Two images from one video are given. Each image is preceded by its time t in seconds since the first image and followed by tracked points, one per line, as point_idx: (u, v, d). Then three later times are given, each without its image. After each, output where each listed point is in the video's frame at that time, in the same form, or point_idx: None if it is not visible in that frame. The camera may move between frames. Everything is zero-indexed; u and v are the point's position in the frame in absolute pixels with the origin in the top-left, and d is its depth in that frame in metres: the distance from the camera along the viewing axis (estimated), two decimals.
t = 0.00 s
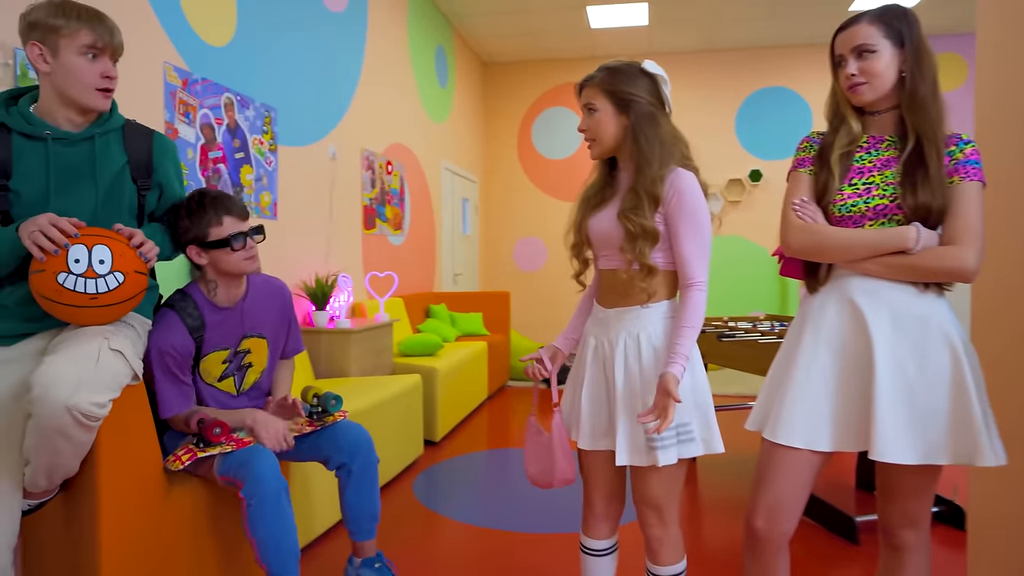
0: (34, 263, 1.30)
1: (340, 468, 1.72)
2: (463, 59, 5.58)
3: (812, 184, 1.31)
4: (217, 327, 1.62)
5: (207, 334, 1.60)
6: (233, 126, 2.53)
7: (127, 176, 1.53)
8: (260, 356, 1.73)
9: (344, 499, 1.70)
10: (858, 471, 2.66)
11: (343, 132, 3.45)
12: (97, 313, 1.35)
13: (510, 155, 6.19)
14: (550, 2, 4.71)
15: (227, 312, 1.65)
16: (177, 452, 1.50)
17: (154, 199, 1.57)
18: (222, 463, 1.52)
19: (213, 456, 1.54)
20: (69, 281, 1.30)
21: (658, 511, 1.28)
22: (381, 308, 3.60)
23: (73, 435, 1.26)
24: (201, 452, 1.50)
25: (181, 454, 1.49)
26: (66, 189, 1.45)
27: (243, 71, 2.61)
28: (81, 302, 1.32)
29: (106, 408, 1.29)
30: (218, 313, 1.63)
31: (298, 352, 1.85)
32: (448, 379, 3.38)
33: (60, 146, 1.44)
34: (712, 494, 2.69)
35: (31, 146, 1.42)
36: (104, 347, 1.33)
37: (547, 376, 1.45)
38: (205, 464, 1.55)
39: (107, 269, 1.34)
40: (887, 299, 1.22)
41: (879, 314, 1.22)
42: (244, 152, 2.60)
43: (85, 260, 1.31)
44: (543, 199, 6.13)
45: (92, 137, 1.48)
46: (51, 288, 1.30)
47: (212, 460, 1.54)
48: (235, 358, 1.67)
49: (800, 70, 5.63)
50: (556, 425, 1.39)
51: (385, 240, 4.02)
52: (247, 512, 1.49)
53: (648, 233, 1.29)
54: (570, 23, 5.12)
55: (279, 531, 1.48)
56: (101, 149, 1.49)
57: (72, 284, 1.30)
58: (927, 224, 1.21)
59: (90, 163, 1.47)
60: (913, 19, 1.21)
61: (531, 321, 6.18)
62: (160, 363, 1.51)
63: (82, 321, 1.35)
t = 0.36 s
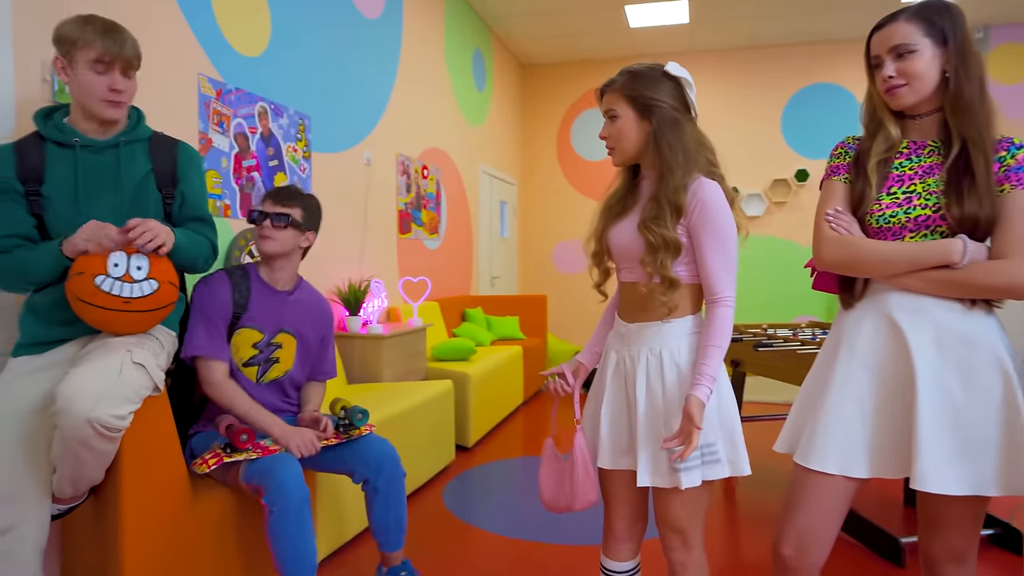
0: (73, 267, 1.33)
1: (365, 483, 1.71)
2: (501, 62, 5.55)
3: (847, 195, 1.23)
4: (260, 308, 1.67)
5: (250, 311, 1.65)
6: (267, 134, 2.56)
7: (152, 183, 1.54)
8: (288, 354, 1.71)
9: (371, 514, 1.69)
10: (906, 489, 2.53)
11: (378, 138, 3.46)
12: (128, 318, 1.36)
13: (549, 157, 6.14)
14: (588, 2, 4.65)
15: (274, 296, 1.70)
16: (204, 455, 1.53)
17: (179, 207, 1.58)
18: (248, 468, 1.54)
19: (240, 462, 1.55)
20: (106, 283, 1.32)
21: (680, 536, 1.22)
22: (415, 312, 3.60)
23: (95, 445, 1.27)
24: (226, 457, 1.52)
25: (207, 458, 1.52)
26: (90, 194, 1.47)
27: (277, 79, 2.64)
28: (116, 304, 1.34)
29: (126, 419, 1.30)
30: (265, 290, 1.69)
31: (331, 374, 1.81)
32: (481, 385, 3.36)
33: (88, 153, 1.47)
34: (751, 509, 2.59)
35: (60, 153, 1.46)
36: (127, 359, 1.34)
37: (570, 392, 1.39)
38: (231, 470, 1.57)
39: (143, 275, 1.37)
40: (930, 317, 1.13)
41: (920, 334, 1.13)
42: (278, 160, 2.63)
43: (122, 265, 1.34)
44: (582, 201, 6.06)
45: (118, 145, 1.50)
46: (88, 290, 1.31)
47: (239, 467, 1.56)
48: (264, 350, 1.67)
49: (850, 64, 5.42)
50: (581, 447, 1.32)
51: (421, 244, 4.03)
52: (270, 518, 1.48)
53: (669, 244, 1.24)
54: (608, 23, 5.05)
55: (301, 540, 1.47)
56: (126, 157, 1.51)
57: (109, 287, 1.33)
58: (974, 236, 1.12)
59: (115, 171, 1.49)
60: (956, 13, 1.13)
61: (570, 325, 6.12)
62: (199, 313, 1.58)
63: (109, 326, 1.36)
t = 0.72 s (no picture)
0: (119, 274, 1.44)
1: (390, 479, 1.75)
2: (541, 65, 5.59)
3: (868, 200, 1.21)
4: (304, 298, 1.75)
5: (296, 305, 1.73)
6: (307, 142, 2.65)
7: (202, 205, 1.62)
8: (332, 341, 1.79)
9: (396, 509, 1.73)
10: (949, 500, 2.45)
11: (416, 143, 3.53)
12: (168, 313, 1.44)
13: (588, 159, 6.14)
14: (627, 4, 4.64)
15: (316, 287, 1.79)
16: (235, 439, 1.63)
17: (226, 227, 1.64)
18: (276, 455, 1.60)
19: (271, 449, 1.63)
20: (145, 281, 1.42)
21: (695, 540, 1.23)
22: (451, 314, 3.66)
23: (138, 435, 1.35)
24: (255, 442, 1.61)
25: (239, 442, 1.62)
26: (147, 209, 1.59)
27: (317, 89, 2.74)
28: (154, 300, 1.42)
29: (168, 412, 1.38)
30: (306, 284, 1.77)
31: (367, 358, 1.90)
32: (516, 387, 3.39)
33: (148, 173, 1.60)
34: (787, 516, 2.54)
35: (130, 175, 1.60)
36: (169, 355, 1.43)
37: (585, 397, 1.42)
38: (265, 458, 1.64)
39: (178, 271, 1.45)
40: (954, 325, 1.11)
41: (943, 342, 1.11)
42: (318, 166, 2.72)
43: (158, 263, 1.43)
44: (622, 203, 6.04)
45: (176, 169, 1.61)
46: (131, 290, 1.41)
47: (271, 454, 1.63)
48: (309, 337, 1.74)
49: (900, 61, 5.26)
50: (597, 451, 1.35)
51: (459, 247, 4.09)
52: (293, 504, 1.55)
53: (691, 247, 1.25)
54: (648, 24, 5.02)
55: (317, 525, 1.54)
56: (182, 179, 1.62)
57: (147, 283, 1.42)
58: (998, 243, 1.11)
59: (170, 190, 1.60)
60: (980, 15, 1.12)
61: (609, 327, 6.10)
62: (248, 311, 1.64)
63: (154, 326, 1.45)
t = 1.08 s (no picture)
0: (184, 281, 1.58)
1: (423, 451, 1.86)
2: (582, 68, 5.64)
3: (886, 204, 1.25)
4: (351, 309, 1.85)
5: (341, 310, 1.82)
6: (352, 149, 2.77)
7: (259, 213, 1.74)
8: (369, 349, 1.91)
9: (422, 480, 1.83)
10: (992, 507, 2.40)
11: (457, 149, 3.64)
12: (230, 312, 1.56)
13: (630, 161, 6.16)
14: (666, 6, 4.65)
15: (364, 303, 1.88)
16: (289, 421, 1.71)
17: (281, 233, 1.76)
18: (339, 450, 1.71)
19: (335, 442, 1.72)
20: (208, 284, 1.54)
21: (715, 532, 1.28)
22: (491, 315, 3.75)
23: (210, 421, 1.48)
24: (310, 438, 1.70)
25: (293, 437, 1.70)
26: (209, 217, 1.72)
27: (362, 98, 2.86)
28: (217, 300, 1.54)
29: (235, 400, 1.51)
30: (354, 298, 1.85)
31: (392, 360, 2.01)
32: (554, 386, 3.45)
33: (209, 185, 1.73)
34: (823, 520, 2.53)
35: (194, 186, 1.73)
36: (237, 350, 1.55)
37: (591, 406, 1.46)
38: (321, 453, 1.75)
39: (237, 273, 1.57)
40: (970, 327, 1.14)
41: (959, 343, 1.14)
42: (362, 172, 2.85)
43: (218, 267, 1.55)
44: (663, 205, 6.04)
45: (235, 180, 1.74)
46: (196, 295, 1.55)
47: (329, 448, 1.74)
48: (353, 344, 1.85)
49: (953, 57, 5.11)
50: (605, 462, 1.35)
51: (500, 249, 4.18)
52: (354, 499, 1.67)
53: (710, 241, 1.34)
54: (688, 25, 5.02)
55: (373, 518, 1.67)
56: (241, 190, 1.74)
57: (210, 286, 1.54)
58: (1012, 247, 1.12)
59: (229, 200, 1.73)
60: (999, 21, 1.13)
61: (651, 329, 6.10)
62: (300, 316, 1.72)
63: (218, 325, 1.58)
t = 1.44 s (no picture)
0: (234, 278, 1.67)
1: (461, 441, 1.94)
2: (624, 69, 5.65)
3: (912, 203, 1.27)
4: (408, 310, 1.96)
5: (402, 309, 1.94)
6: (396, 152, 2.88)
7: (306, 214, 1.85)
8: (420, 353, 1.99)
9: (459, 469, 1.93)
10: None
11: (499, 151, 3.72)
12: (278, 306, 1.66)
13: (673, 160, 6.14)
14: (709, 4, 4.63)
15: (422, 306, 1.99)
16: (335, 407, 1.81)
17: (326, 233, 1.86)
18: (380, 442, 1.80)
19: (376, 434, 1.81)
20: (259, 281, 1.64)
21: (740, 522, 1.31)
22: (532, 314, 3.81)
23: (261, 410, 1.58)
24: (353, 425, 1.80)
25: (339, 423, 1.79)
26: (259, 219, 1.84)
27: (406, 103, 2.96)
28: (268, 296, 1.64)
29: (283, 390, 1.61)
30: (415, 301, 1.97)
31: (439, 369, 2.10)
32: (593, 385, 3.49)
33: (258, 188, 1.84)
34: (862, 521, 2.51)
35: (245, 189, 1.85)
36: (285, 343, 1.64)
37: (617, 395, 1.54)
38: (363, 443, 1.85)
39: (283, 269, 1.66)
40: (997, 325, 1.14)
41: (986, 341, 1.15)
42: (406, 175, 2.95)
43: (266, 265, 1.65)
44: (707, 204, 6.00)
45: (283, 184, 1.84)
46: (248, 291, 1.64)
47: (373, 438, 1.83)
48: (404, 345, 1.95)
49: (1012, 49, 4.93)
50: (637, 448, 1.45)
51: (541, 249, 4.24)
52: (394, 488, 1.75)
53: (731, 240, 1.49)
54: (732, 23, 4.98)
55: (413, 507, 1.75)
56: (288, 193, 1.85)
57: (261, 283, 1.64)
58: None
59: (277, 202, 1.84)
60: None
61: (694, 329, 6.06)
62: (360, 309, 1.84)
63: (267, 319, 1.67)
